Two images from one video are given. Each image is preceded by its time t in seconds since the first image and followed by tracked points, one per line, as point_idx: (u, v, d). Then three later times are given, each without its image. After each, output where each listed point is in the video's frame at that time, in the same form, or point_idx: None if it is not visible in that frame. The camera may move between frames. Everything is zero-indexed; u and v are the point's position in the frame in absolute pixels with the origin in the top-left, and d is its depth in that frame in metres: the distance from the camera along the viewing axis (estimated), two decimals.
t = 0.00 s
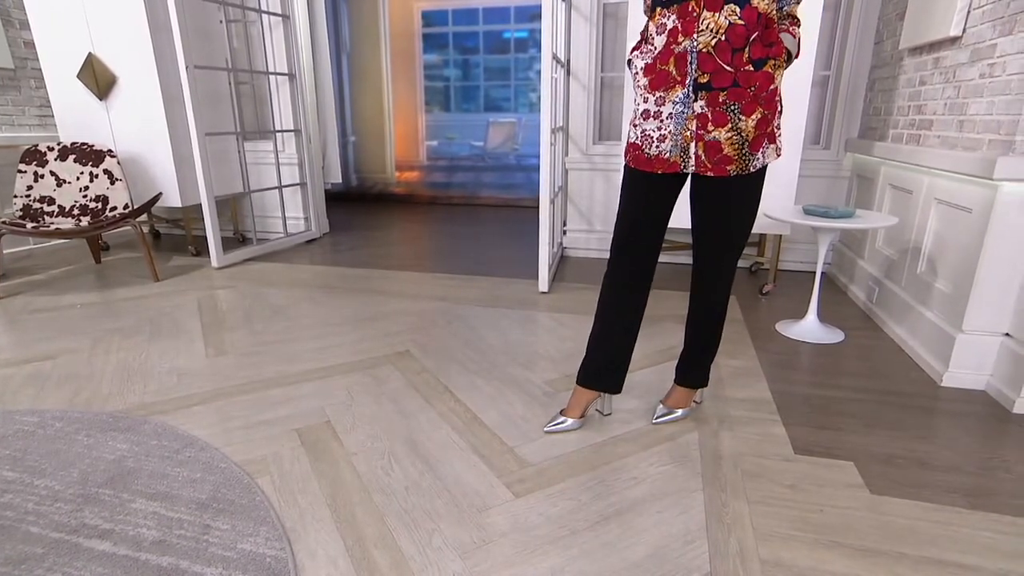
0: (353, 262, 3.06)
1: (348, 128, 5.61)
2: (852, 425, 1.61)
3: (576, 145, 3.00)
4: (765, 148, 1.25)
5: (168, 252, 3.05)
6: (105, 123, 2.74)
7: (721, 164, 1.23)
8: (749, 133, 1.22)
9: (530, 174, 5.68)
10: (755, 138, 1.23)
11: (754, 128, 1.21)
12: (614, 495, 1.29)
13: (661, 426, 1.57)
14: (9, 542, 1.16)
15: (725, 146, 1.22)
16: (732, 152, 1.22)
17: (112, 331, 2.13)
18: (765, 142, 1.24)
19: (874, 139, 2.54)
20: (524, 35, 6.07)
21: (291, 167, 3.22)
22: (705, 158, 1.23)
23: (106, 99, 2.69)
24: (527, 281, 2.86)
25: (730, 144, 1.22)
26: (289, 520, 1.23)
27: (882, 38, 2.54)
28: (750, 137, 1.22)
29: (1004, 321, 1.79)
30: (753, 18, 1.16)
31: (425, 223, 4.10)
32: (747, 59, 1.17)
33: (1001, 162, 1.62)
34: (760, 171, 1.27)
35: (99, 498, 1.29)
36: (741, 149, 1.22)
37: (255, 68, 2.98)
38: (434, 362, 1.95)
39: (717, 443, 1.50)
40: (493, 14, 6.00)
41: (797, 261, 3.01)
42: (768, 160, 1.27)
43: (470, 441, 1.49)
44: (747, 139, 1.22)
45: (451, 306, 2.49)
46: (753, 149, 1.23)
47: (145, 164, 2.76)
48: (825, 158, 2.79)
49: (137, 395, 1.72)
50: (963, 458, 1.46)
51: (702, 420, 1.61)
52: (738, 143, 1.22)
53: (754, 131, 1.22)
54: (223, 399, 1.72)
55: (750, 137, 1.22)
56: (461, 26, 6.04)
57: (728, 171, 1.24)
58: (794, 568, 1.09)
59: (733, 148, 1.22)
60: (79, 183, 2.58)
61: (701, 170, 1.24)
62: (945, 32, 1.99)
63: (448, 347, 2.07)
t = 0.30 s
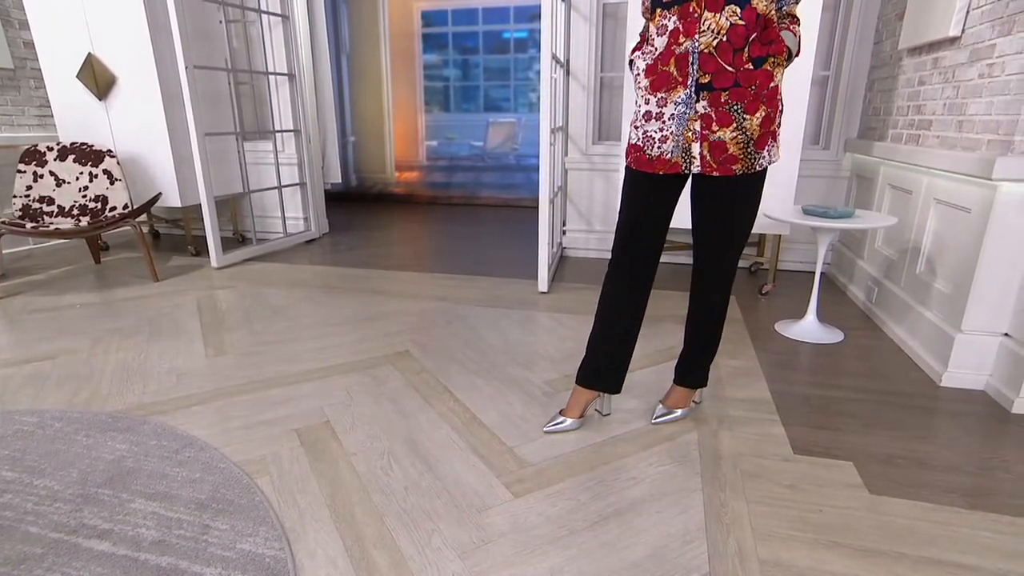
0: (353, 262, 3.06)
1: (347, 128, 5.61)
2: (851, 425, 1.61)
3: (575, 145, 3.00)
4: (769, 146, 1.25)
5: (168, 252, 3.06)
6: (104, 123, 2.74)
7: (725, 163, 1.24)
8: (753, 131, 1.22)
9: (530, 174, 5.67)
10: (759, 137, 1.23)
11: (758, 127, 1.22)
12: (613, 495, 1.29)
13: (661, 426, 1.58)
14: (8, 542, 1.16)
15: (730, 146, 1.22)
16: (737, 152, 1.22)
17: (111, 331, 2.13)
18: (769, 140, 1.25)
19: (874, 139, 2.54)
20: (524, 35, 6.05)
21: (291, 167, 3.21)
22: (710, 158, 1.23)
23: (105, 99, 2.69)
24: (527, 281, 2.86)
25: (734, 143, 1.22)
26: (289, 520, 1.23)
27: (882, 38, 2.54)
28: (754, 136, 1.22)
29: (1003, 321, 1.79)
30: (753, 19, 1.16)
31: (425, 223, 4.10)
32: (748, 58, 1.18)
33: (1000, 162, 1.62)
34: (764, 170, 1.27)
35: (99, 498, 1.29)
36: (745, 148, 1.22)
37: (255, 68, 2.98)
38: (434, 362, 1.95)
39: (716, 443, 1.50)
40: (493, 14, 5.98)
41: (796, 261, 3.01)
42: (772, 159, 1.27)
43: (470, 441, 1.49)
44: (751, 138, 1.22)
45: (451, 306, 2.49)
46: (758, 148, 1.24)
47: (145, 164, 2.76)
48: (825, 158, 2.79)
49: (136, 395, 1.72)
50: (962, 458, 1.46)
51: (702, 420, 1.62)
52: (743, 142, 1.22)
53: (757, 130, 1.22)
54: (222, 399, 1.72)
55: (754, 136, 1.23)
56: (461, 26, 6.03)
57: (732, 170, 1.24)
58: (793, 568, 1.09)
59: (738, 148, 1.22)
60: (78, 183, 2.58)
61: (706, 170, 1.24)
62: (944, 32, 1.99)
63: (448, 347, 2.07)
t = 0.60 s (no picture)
0: (352, 262, 3.06)
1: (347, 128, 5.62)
2: (850, 425, 1.61)
3: (575, 145, 3.00)
4: (766, 146, 1.25)
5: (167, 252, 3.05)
6: (104, 123, 2.74)
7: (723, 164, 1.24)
8: (750, 131, 1.22)
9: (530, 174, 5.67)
10: (756, 137, 1.23)
11: (756, 127, 1.21)
12: (612, 495, 1.29)
13: (660, 426, 1.58)
14: (8, 542, 1.16)
15: (727, 146, 1.22)
16: (734, 152, 1.22)
17: (111, 331, 2.13)
18: (767, 140, 1.24)
19: (873, 139, 2.54)
20: (523, 35, 6.02)
21: (290, 167, 3.21)
22: (707, 158, 1.23)
23: (105, 99, 2.69)
24: (526, 281, 2.86)
25: (731, 143, 1.22)
26: (288, 520, 1.23)
27: (882, 37, 2.54)
28: (752, 136, 1.22)
29: (1002, 321, 1.79)
30: (751, 19, 1.16)
31: (424, 223, 4.10)
32: (746, 58, 1.17)
33: (999, 163, 1.63)
34: (762, 170, 1.27)
35: (98, 498, 1.29)
36: (742, 148, 1.22)
37: (255, 68, 2.98)
38: (434, 362, 1.95)
39: (715, 443, 1.50)
40: (493, 14, 5.97)
41: (796, 261, 3.01)
42: (770, 159, 1.27)
43: (469, 441, 1.49)
44: (749, 138, 1.22)
45: (450, 306, 2.49)
46: (755, 148, 1.23)
47: (144, 164, 2.76)
48: (825, 159, 2.79)
49: (135, 395, 1.72)
50: (961, 458, 1.46)
51: (701, 420, 1.62)
52: (740, 142, 1.22)
53: (755, 130, 1.22)
54: (222, 399, 1.72)
55: (751, 136, 1.22)
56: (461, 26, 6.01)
57: (730, 170, 1.24)
58: (792, 568, 1.09)
59: (735, 148, 1.22)
60: (77, 183, 2.58)
61: (703, 170, 1.24)
62: (943, 32, 2.00)
63: (448, 347, 2.07)
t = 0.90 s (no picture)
0: (352, 262, 3.06)
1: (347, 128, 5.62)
2: (850, 424, 1.61)
3: (575, 145, 3.00)
4: (764, 146, 1.25)
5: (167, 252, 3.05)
6: (104, 123, 2.74)
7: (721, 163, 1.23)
8: (748, 131, 1.22)
9: (530, 174, 5.66)
10: (754, 137, 1.23)
11: (754, 126, 1.21)
12: (612, 495, 1.29)
13: (659, 426, 1.58)
14: (7, 542, 1.16)
15: (724, 145, 1.22)
16: (731, 151, 1.22)
17: (110, 331, 2.12)
18: (765, 140, 1.24)
19: (872, 139, 2.54)
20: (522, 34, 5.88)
21: (290, 167, 3.21)
22: (704, 157, 1.23)
23: (105, 98, 2.68)
24: (526, 281, 2.85)
25: (729, 142, 1.22)
26: (287, 520, 1.23)
27: (882, 37, 2.53)
28: (750, 136, 1.22)
29: (1002, 321, 1.79)
30: (750, 18, 1.16)
31: (424, 223, 4.10)
32: (744, 57, 1.17)
33: (998, 162, 1.63)
34: (760, 170, 1.27)
35: (97, 498, 1.28)
36: (740, 148, 1.22)
37: (255, 67, 2.97)
38: (433, 362, 1.95)
39: (715, 443, 1.50)
40: (493, 13, 5.84)
41: (796, 261, 3.01)
42: (768, 159, 1.26)
43: (468, 441, 1.49)
44: (746, 138, 1.22)
45: (450, 306, 2.48)
46: (752, 147, 1.23)
47: (144, 164, 2.76)
48: (825, 159, 2.79)
49: (135, 395, 1.72)
50: (961, 457, 1.46)
51: (701, 420, 1.61)
52: (738, 141, 1.22)
53: (752, 130, 1.22)
54: (221, 399, 1.72)
55: (749, 136, 1.22)
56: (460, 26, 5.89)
57: (728, 170, 1.24)
58: (791, 567, 1.09)
59: (732, 147, 1.22)
60: (77, 183, 2.57)
61: (701, 169, 1.24)
62: (943, 32, 2.00)
63: (448, 347, 2.07)
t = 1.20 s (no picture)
0: (352, 262, 3.06)
1: (347, 128, 5.62)
2: (849, 424, 1.62)
3: (575, 145, 3.00)
4: (764, 146, 1.25)
5: (166, 252, 3.05)
6: (104, 122, 2.73)
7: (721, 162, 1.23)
8: (749, 130, 1.22)
9: (529, 174, 5.66)
10: (755, 136, 1.23)
11: (754, 126, 1.21)
12: (612, 494, 1.29)
13: (659, 426, 1.58)
14: (7, 541, 1.16)
15: (726, 144, 1.22)
16: (732, 151, 1.22)
17: (110, 331, 2.12)
18: (765, 139, 1.24)
19: (872, 139, 2.55)
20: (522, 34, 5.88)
21: (290, 167, 3.21)
22: (705, 156, 1.23)
23: (105, 98, 2.68)
24: (526, 280, 2.86)
25: (730, 142, 1.22)
26: (287, 520, 1.23)
27: (881, 37, 2.54)
28: (751, 135, 1.22)
29: (1002, 320, 1.79)
30: (752, 17, 1.16)
31: (423, 223, 4.10)
32: (746, 57, 1.18)
33: (997, 162, 1.63)
34: (761, 169, 1.27)
35: (97, 498, 1.28)
36: (741, 147, 1.22)
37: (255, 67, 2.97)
38: (433, 362, 1.95)
39: (714, 442, 1.50)
40: (493, 13, 5.82)
41: (795, 261, 3.01)
42: (769, 159, 1.27)
43: (468, 440, 1.50)
44: (747, 137, 1.22)
45: (449, 306, 2.49)
46: (753, 147, 1.23)
47: (144, 164, 2.75)
48: (824, 159, 2.80)
49: (135, 395, 1.72)
50: (960, 457, 1.47)
51: (700, 419, 1.62)
52: (739, 141, 1.22)
53: (753, 129, 1.22)
54: (221, 398, 1.72)
55: (749, 135, 1.22)
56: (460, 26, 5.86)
57: (728, 169, 1.24)
58: (791, 567, 1.09)
59: (734, 146, 1.22)
60: (77, 183, 2.57)
61: (701, 168, 1.25)
62: (942, 32, 2.00)
63: (447, 347, 2.08)
